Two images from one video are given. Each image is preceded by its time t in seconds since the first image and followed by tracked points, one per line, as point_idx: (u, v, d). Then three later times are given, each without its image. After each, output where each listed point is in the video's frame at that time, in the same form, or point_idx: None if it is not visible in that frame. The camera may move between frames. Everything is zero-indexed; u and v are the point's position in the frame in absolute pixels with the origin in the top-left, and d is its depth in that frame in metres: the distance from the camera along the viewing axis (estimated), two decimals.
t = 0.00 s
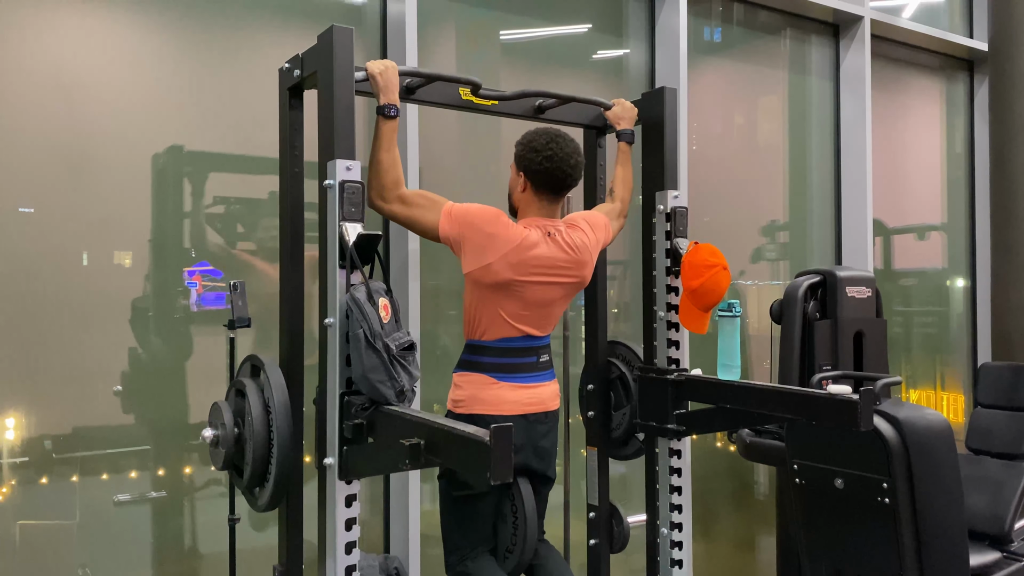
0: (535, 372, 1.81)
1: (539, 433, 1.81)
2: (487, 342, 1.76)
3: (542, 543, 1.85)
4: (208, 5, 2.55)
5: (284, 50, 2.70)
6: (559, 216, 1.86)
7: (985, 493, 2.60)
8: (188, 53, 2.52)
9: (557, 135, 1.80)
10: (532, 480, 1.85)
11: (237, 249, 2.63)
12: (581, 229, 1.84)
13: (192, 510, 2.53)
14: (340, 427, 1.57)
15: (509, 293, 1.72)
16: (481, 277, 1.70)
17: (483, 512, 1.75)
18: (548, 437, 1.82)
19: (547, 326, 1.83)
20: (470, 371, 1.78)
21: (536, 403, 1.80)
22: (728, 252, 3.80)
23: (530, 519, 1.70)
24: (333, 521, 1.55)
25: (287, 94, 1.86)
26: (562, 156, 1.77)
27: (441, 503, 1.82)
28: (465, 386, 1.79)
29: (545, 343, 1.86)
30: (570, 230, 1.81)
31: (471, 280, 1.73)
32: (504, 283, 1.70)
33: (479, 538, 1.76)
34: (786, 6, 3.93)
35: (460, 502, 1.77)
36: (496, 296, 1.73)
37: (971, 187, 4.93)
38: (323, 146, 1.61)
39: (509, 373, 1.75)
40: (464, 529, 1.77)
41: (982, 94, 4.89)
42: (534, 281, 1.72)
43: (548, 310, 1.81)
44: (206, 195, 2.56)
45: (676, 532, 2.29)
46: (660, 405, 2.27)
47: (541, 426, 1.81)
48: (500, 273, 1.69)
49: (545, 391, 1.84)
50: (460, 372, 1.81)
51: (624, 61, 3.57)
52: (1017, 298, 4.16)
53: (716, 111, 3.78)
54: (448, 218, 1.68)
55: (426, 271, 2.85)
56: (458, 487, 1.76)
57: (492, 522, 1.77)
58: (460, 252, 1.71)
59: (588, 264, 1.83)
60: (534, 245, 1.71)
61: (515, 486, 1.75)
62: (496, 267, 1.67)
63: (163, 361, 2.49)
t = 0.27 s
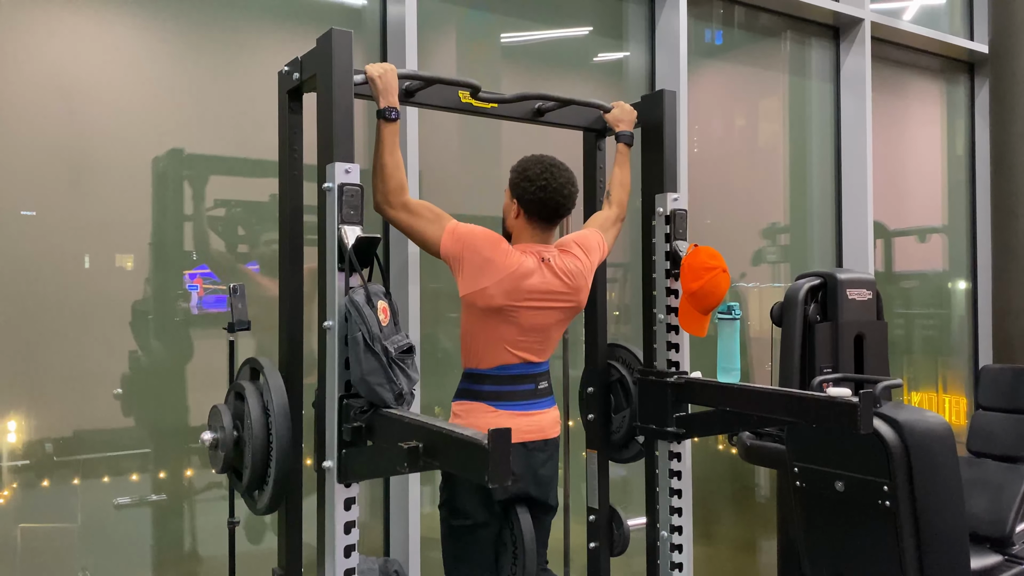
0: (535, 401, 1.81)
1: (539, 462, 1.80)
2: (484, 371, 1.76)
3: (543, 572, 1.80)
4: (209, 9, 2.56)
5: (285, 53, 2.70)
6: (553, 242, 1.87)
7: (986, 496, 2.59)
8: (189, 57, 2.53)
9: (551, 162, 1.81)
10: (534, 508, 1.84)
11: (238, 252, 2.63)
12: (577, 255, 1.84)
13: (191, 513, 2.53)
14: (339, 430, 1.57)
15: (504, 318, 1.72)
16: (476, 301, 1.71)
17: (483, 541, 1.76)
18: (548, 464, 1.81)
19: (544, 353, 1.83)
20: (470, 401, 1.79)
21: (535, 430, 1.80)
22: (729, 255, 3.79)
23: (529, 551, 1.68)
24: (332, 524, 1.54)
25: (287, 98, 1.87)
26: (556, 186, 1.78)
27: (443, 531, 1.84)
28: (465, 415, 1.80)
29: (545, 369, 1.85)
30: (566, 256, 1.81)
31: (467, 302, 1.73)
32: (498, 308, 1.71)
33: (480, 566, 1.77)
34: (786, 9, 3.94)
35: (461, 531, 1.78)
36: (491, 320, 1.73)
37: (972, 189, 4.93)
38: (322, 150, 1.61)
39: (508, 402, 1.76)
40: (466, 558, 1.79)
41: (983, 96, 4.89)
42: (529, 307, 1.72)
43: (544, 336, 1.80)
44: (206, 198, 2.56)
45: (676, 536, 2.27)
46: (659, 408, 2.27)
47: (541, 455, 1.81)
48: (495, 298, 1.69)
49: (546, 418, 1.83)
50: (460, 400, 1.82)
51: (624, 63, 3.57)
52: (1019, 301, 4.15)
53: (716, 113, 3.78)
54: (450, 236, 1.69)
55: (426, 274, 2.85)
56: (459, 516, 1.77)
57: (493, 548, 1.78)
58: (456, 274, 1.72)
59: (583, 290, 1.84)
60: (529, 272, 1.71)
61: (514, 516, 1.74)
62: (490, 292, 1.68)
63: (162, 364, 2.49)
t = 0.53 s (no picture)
0: (536, 427, 1.80)
1: (542, 488, 1.80)
2: (484, 398, 1.77)
3: None
4: (209, 11, 2.56)
5: (285, 56, 2.71)
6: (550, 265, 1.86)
7: (988, 499, 2.58)
8: (190, 59, 2.54)
9: (547, 189, 1.81)
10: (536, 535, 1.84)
11: (239, 255, 2.63)
12: (576, 278, 1.84)
13: (192, 515, 2.53)
14: (337, 432, 1.57)
15: (500, 340, 1.72)
16: (473, 321, 1.71)
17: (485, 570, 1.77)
18: (551, 492, 1.80)
19: (543, 378, 1.82)
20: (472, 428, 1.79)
21: (536, 458, 1.79)
22: (730, 256, 3.79)
23: None
24: (332, 526, 1.54)
25: (286, 100, 1.87)
26: (551, 214, 1.77)
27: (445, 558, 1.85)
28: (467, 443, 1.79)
29: (546, 395, 1.85)
30: (564, 280, 1.81)
31: (465, 321, 1.74)
32: (495, 330, 1.71)
33: None
34: (787, 10, 3.93)
35: (463, 558, 1.79)
36: (488, 341, 1.74)
37: (974, 191, 4.92)
38: (322, 152, 1.61)
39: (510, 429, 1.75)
40: None
41: (984, 97, 4.88)
42: (526, 330, 1.72)
43: (542, 360, 1.80)
44: (207, 201, 2.56)
45: (676, 538, 2.27)
46: (659, 410, 2.27)
47: (544, 481, 1.80)
48: (491, 320, 1.70)
49: (547, 446, 1.83)
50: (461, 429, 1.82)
51: (625, 65, 3.57)
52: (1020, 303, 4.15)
53: (717, 115, 3.78)
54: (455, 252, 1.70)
55: (426, 276, 2.85)
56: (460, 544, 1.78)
57: None
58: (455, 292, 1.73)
59: (580, 312, 1.83)
60: (527, 298, 1.70)
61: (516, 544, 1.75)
62: (487, 314, 1.68)
63: (163, 366, 2.49)
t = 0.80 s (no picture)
0: (539, 444, 1.80)
1: (546, 505, 1.79)
2: (489, 418, 1.77)
3: None
4: (210, 12, 2.56)
5: (286, 56, 2.71)
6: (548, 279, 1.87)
7: (989, 499, 2.58)
8: (191, 60, 2.54)
9: (548, 211, 1.78)
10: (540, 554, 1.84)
11: (240, 255, 2.63)
12: (575, 292, 1.85)
13: (193, 516, 2.53)
14: (336, 433, 1.56)
15: (500, 354, 1.73)
16: (474, 333, 1.72)
17: None
18: (555, 510, 1.80)
19: (544, 395, 1.82)
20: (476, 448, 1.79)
21: (540, 476, 1.78)
22: (731, 257, 3.78)
23: None
24: (331, 526, 1.54)
25: (285, 100, 1.87)
26: (551, 235, 1.75)
27: None
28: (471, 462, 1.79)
29: (549, 413, 1.85)
30: (564, 295, 1.82)
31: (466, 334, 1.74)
32: (496, 344, 1.71)
33: None
34: (788, 10, 3.93)
35: None
36: (488, 355, 1.74)
37: (976, 191, 4.90)
38: (321, 153, 1.61)
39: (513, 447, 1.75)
40: None
41: (986, 97, 4.87)
42: (526, 345, 1.73)
43: (542, 377, 1.80)
44: (208, 201, 2.57)
45: (676, 539, 2.27)
46: (659, 410, 2.26)
47: (548, 499, 1.80)
48: (492, 333, 1.70)
49: (551, 463, 1.82)
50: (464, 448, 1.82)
51: (625, 65, 3.57)
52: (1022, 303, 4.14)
53: (719, 115, 3.77)
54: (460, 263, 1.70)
55: (427, 276, 2.85)
56: (464, 564, 1.78)
57: None
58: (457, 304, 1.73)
59: (580, 327, 1.84)
60: (528, 313, 1.72)
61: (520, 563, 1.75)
62: (488, 327, 1.69)
63: (164, 367, 2.49)
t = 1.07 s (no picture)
0: (535, 431, 1.79)
1: (543, 492, 1.78)
2: (486, 402, 1.76)
3: None
4: (210, 12, 2.56)
5: (286, 56, 2.71)
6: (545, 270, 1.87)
7: (991, 499, 2.57)
8: (191, 60, 2.54)
9: (556, 210, 1.72)
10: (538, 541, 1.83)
11: (240, 254, 2.63)
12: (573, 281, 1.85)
13: (193, 514, 2.53)
14: (335, 431, 1.56)
15: (500, 344, 1.73)
16: (473, 325, 1.72)
17: None
18: (552, 496, 1.79)
19: (543, 382, 1.82)
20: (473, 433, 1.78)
21: (536, 462, 1.77)
22: (732, 256, 3.77)
23: None
24: (330, 524, 1.54)
25: (285, 99, 1.86)
26: (554, 237, 1.70)
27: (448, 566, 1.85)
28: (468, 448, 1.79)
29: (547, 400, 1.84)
30: (561, 284, 1.82)
31: (465, 326, 1.75)
32: (495, 334, 1.72)
33: None
34: (790, 8, 3.92)
35: (467, 565, 1.79)
36: (488, 346, 1.74)
37: (978, 190, 4.89)
38: (320, 151, 1.61)
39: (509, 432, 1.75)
40: None
41: (988, 95, 4.86)
42: (525, 334, 1.73)
43: (542, 366, 1.80)
44: (209, 200, 2.57)
45: (676, 537, 2.27)
46: (659, 409, 2.26)
47: (544, 485, 1.79)
48: (491, 323, 1.70)
49: (548, 450, 1.81)
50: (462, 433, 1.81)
51: (626, 64, 3.56)
52: None
53: (721, 114, 3.77)
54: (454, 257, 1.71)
55: (427, 275, 2.85)
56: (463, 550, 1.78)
57: None
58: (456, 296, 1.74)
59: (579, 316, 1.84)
60: (526, 300, 1.72)
61: (519, 550, 1.76)
62: (487, 317, 1.70)
63: (164, 366, 2.49)
